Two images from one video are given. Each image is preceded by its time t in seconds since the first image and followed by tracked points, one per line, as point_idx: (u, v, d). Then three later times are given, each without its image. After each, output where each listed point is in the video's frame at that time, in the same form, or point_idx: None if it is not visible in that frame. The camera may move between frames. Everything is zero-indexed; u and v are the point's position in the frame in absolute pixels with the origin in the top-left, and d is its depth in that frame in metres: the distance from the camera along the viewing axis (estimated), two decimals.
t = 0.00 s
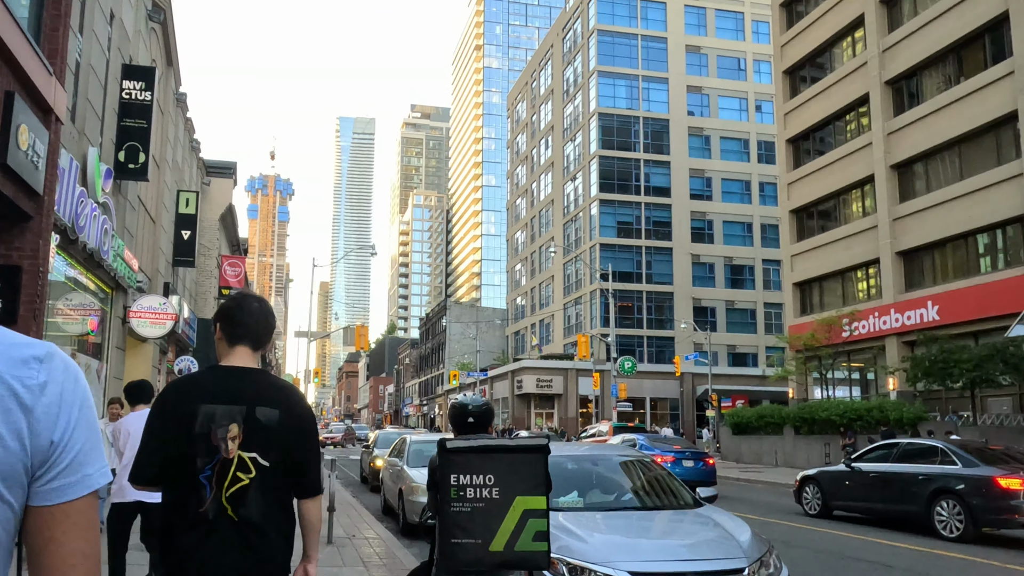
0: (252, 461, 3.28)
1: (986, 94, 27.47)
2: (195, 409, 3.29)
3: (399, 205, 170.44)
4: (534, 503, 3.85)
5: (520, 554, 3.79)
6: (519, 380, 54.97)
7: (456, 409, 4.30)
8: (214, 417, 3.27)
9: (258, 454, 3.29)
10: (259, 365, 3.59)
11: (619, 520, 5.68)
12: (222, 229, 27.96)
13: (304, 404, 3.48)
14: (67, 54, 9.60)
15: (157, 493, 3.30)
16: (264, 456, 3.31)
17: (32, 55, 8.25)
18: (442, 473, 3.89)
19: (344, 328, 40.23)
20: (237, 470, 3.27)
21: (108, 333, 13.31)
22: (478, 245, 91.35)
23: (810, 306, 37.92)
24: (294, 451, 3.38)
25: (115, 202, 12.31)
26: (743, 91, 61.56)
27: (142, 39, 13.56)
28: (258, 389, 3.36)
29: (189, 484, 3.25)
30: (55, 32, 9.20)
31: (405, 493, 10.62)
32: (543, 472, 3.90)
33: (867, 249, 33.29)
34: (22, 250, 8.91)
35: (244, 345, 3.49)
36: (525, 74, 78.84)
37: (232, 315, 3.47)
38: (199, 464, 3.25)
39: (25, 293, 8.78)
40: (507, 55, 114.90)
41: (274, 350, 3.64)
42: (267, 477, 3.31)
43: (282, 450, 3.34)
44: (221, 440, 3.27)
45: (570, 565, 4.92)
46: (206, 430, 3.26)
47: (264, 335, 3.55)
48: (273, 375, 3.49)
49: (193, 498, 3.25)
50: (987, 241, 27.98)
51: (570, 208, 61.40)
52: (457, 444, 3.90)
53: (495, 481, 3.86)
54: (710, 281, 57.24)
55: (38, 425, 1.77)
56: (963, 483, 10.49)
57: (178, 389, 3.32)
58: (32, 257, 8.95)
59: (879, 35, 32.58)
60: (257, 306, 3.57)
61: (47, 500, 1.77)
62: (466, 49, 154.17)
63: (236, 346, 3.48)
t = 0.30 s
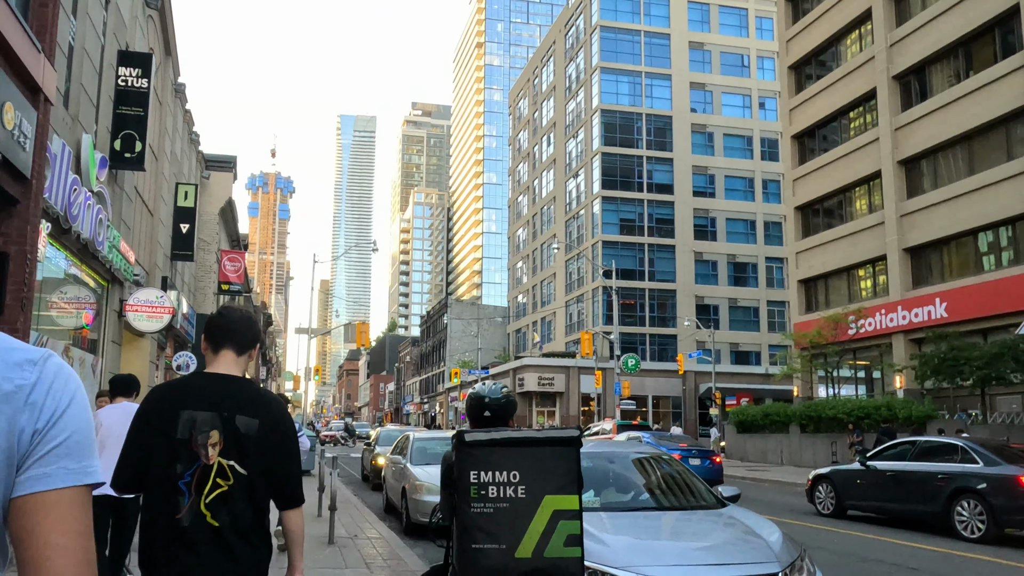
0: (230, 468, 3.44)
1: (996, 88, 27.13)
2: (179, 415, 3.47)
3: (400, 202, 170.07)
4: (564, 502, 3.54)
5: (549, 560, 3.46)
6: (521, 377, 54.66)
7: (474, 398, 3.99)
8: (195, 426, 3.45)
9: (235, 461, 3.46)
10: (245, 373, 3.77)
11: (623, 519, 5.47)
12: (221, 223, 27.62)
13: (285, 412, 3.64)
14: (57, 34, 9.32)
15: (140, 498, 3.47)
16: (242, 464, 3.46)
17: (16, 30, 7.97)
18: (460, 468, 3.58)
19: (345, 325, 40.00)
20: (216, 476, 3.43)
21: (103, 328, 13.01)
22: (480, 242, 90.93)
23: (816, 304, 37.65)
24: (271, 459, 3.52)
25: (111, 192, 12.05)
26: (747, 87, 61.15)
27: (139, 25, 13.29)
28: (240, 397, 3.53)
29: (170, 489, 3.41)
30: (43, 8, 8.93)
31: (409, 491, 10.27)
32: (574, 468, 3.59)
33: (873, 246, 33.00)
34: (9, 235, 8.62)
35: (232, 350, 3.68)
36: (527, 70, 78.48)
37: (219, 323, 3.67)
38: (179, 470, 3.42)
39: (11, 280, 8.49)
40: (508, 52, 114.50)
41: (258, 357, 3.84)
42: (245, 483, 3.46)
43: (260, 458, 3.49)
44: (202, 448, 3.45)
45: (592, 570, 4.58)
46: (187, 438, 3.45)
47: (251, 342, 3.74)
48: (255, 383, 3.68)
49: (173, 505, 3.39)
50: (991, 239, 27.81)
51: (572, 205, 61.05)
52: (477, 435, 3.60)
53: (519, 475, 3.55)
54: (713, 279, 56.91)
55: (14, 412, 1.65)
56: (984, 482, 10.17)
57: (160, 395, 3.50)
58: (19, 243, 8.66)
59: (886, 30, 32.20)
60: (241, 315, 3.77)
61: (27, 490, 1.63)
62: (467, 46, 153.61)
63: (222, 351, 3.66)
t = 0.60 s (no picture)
0: (212, 451, 3.22)
1: (1000, 80, 26.86)
2: (157, 397, 3.25)
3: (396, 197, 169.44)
4: (600, 517, 3.09)
5: None
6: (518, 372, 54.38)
7: (495, 392, 3.59)
8: (175, 407, 3.24)
9: (219, 444, 3.24)
10: (224, 357, 3.55)
11: (631, 524, 5.14)
12: (215, 215, 27.20)
13: (269, 393, 3.42)
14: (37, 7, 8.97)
15: (118, 484, 3.26)
16: (226, 446, 3.25)
17: None
18: (479, 475, 3.13)
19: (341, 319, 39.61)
20: (196, 458, 3.21)
21: (92, 320, 12.64)
22: (476, 237, 90.50)
23: (817, 298, 37.40)
24: (255, 440, 3.31)
25: (96, 177, 11.70)
26: (746, 81, 60.80)
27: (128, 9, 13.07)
28: (221, 378, 3.32)
29: (148, 473, 3.20)
30: None
31: (408, 491, 9.85)
32: (614, 475, 3.12)
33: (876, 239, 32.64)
34: None
35: (210, 331, 3.46)
36: (524, 63, 77.92)
37: (194, 303, 3.45)
38: (160, 452, 3.20)
39: None
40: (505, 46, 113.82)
41: (236, 341, 3.62)
42: (229, 466, 3.24)
43: (244, 438, 3.28)
44: (183, 430, 3.23)
45: None
46: (168, 420, 3.23)
47: (228, 324, 3.53)
48: (236, 366, 3.46)
49: (152, 487, 3.19)
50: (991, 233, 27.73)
51: (569, 200, 60.68)
52: (497, 438, 3.15)
53: (548, 485, 3.10)
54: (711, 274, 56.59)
55: (9, 409, 1.76)
56: (1004, 481, 9.82)
57: (137, 382, 3.29)
58: None
59: (889, 21, 31.83)
60: (212, 301, 3.58)
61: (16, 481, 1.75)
62: (464, 40, 152.87)
63: (196, 335, 3.46)
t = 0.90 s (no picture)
0: (204, 461, 3.21)
1: (1005, 74, 26.61)
2: (149, 408, 3.23)
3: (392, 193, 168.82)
4: (677, 532, 2.64)
5: None
6: (516, 368, 54.04)
7: (538, 389, 3.22)
8: (167, 417, 3.22)
9: (210, 453, 3.23)
10: (215, 364, 3.52)
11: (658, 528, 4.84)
12: (210, 207, 26.80)
13: (261, 401, 3.41)
14: None
15: (111, 496, 3.25)
16: (218, 455, 3.24)
17: None
18: (527, 480, 2.68)
19: (339, 314, 39.22)
20: (188, 468, 3.21)
21: (84, 313, 12.26)
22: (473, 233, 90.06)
23: (817, 294, 37.10)
24: (249, 448, 3.31)
25: (88, 165, 11.43)
26: (745, 76, 60.43)
27: None
28: (214, 387, 3.30)
29: (141, 484, 3.19)
30: None
31: (411, 490, 9.50)
32: (694, 480, 2.68)
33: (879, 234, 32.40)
34: None
35: (200, 340, 3.42)
36: (523, 58, 77.49)
37: (187, 313, 3.40)
38: (152, 465, 3.20)
39: None
40: (503, 41, 113.20)
41: (229, 347, 3.57)
42: (221, 474, 3.24)
43: (237, 446, 3.27)
44: (176, 440, 3.22)
45: None
46: (161, 430, 3.22)
47: (219, 335, 3.48)
48: (228, 374, 3.42)
49: (144, 498, 3.18)
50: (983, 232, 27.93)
51: (568, 195, 60.32)
52: (551, 435, 2.69)
53: (613, 493, 2.64)
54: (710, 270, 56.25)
55: (34, 436, 1.86)
56: None
57: (129, 392, 3.26)
58: None
59: (894, 14, 31.55)
60: (203, 308, 3.53)
61: (38, 504, 1.86)
62: (461, 36, 152.30)
63: (190, 344, 3.40)
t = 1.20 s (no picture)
0: (195, 445, 3.28)
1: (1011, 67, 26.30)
2: (141, 396, 3.32)
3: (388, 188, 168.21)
4: (796, 563, 2.36)
5: None
6: (514, 365, 53.68)
7: (601, 393, 2.84)
8: (161, 401, 3.31)
9: (202, 437, 3.29)
10: (224, 352, 3.58)
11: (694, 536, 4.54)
12: (206, 200, 26.32)
13: (259, 388, 3.42)
14: None
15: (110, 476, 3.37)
16: (208, 439, 3.29)
17: None
18: (602, 500, 2.32)
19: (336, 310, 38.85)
20: (181, 452, 3.27)
21: (75, 307, 11.85)
22: (470, 229, 89.41)
23: (820, 290, 36.82)
24: (241, 437, 3.33)
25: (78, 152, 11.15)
26: (745, 71, 59.97)
27: None
28: (207, 372, 3.34)
29: (136, 466, 3.29)
30: None
31: (414, 489, 9.15)
32: (811, 496, 2.42)
33: (880, 230, 32.14)
34: None
35: (205, 327, 3.49)
36: (521, 53, 77.02)
37: (189, 302, 3.47)
38: (146, 447, 3.29)
39: None
40: (500, 37, 112.56)
41: (237, 334, 3.63)
42: (213, 458, 3.29)
43: (230, 433, 3.31)
44: (168, 423, 3.29)
45: None
46: (153, 415, 3.30)
47: (225, 324, 3.54)
48: (230, 361, 3.48)
49: (139, 480, 3.29)
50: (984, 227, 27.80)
51: (567, 190, 59.89)
52: (634, 438, 2.37)
53: (713, 512, 2.33)
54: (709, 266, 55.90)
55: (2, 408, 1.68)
56: None
57: (129, 376, 3.37)
58: None
59: (898, 7, 31.22)
60: (211, 296, 3.61)
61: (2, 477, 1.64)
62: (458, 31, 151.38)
63: (194, 331, 3.49)
